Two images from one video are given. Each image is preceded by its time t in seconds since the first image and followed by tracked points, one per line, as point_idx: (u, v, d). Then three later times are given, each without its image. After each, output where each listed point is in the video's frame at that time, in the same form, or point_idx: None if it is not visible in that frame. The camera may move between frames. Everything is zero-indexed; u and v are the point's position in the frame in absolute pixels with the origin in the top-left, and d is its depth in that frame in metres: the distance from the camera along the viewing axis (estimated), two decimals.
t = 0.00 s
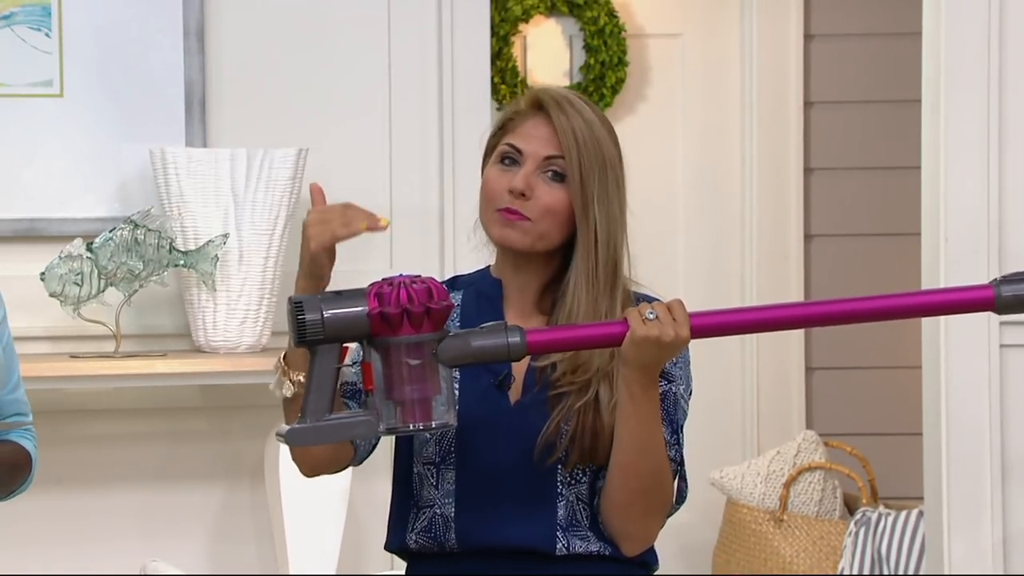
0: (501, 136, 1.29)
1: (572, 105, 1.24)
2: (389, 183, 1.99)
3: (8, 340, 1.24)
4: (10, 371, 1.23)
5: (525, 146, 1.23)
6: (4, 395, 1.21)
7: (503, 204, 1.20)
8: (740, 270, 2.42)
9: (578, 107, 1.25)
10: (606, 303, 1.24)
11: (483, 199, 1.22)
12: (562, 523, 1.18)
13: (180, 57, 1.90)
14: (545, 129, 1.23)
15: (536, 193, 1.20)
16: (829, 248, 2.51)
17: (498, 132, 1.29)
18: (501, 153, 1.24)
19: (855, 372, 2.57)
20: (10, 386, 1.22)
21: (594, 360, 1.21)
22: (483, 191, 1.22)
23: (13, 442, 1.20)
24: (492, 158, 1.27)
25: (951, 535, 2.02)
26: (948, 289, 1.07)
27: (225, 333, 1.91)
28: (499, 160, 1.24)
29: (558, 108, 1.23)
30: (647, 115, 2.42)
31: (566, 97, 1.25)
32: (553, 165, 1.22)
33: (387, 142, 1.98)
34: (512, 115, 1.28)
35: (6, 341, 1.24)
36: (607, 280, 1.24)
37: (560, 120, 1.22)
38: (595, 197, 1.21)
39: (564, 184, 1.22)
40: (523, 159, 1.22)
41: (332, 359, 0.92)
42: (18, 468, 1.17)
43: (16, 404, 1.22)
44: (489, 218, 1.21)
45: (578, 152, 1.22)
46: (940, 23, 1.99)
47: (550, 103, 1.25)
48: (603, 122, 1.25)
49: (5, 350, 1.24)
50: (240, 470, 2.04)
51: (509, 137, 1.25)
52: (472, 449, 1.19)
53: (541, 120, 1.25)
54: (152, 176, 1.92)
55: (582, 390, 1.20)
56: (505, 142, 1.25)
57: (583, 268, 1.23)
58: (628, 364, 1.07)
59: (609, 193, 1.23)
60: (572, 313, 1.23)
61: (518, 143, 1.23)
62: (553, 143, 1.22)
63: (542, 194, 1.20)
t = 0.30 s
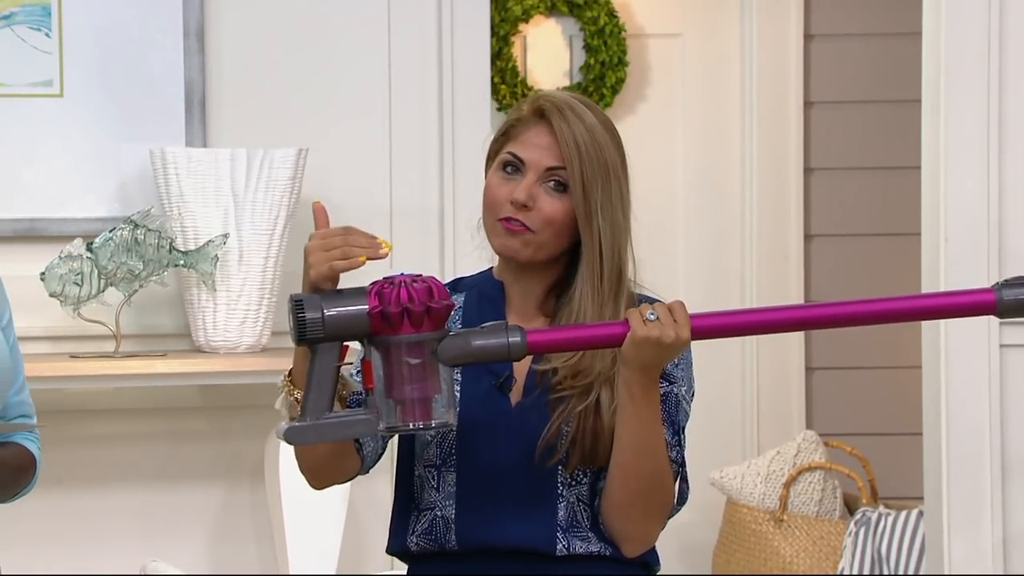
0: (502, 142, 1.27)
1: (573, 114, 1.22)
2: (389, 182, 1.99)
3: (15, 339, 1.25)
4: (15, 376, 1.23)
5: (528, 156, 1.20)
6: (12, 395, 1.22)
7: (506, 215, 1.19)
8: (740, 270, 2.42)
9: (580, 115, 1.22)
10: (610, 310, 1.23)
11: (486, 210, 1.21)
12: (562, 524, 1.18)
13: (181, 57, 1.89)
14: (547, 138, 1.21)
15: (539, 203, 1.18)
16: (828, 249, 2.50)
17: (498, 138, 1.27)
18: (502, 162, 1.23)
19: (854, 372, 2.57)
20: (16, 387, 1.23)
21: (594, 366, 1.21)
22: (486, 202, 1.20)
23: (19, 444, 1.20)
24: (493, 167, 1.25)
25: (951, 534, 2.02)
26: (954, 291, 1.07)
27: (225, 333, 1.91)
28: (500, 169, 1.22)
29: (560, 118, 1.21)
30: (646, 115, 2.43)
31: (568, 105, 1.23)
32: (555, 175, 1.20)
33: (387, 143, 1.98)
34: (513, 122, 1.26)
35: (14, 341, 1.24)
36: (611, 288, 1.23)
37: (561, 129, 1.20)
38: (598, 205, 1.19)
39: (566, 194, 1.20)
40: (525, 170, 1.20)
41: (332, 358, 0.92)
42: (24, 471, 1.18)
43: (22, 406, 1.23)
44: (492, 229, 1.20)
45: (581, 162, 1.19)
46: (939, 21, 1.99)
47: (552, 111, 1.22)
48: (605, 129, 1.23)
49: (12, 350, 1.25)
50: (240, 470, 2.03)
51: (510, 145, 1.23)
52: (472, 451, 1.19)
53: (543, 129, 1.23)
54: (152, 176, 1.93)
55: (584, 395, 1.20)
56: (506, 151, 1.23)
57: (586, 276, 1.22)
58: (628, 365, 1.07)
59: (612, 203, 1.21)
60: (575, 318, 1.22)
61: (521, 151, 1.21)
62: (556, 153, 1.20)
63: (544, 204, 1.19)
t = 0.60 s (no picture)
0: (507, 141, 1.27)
1: (576, 112, 1.22)
2: (389, 182, 1.99)
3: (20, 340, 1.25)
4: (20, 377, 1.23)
5: (531, 155, 1.21)
6: (16, 397, 1.22)
7: (506, 215, 1.19)
8: (740, 270, 2.44)
9: (582, 114, 1.22)
10: (610, 311, 1.23)
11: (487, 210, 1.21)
12: (562, 525, 1.18)
13: (180, 57, 1.90)
14: (549, 138, 1.21)
15: (538, 203, 1.18)
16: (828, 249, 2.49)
17: (503, 138, 1.28)
18: (505, 161, 1.23)
19: (854, 371, 2.57)
20: (21, 388, 1.23)
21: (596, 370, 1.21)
22: (488, 201, 1.21)
23: (22, 446, 1.20)
24: (497, 166, 1.25)
25: (952, 534, 2.01)
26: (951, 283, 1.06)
27: (225, 333, 1.91)
28: (504, 168, 1.22)
29: (562, 117, 1.21)
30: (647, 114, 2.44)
31: (571, 105, 1.22)
32: (556, 175, 1.20)
33: (387, 143, 1.99)
34: (517, 121, 1.26)
35: (18, 342, 1.25)
36: (612, 289, 1.23)
37: (562, 128, 1.20)
38: (598, 206, 1.19)
39: (566, 194, 1.20)
40: (527, 169, 1.21)
41: (332, 367, 0.92)
42: (28, 472, 1.18)
43: (26, 408, 1.23)
44: (492, 228, 1.20)
45: (581, 162, 1.19)
46: (939, 20, 1.99)
47: (555, 111, 1.22)
48: (608, 129, 1.23)
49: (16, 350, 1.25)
50: (240, 470, 2.03)
51: (514, 145, 1.23)
52: (473, 451, 1.19)
53: (546, 128, 1.23)
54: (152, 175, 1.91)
55: (585, 399, 1.20)
56: (509, 150, 1.23)
57: (585, 275, 1.21)
58: (627, 365, 1.07)
59: (613, 204, 1.21)
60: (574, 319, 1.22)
61: (523, 151, 1.22)
62: (557, 153, 1.20)
63: (544, 203, 1.18)
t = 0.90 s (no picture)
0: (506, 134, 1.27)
1: (572, 102, 1.22)
2: (389, 182, 1.99)
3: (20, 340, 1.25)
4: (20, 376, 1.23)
5: (524, 140, 1.20)
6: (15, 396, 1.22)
7: (497, 197, 1.18)
8: (740, 270, 2.45)
9: (580, 105, 1.22)
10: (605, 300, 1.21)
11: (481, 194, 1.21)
12: (563, 523, 1.18)
13: (180, 57, 1.90)
14: (544, 125, 1.21)
15: (530, 186, 1.17)
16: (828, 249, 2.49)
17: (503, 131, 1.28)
18: (501, 149, 1.23)
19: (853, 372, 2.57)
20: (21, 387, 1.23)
21: (598, 371, 1.20)
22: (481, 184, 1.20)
23: (23, 445, 1.20)
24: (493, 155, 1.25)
25: (952, 534, 2.01)
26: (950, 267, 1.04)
27: (225, 334, 1.91)
28: (499, 156, 1.22)
29: (558, 104, 1.21)
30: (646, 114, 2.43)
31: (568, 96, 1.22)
32: (549, 160, 1.19)
33: (387, 143, 1.99)
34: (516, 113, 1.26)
35: (18, 342, 1.24)
36: (606, 277, 1.21)
37: (557, 114, 1.20)
38: (591, 191, 1.18)
39: (559, 179, 1.19)
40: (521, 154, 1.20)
41: (333, 375, 0.89)
42: (28, 470, 1.18)
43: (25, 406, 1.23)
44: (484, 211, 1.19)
45: (575, 149, 1.19)
46: (940, 20, 1.99)
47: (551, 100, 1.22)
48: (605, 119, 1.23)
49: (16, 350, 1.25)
50: (240, 470, 2.03)
51: (509, 133, 1.23)
52: (474, 446, 1.19)
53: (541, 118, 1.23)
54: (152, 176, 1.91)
55: (587, 401, 1.20)
56: (505, 138, 1.23)
57: (575, 262, 1.19)
58: (629, 363, 1.07)
59: (608, 192, 1.20)
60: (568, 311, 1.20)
61: (518, 138, 1.21)
62: (552, 138, 1.20)
63: (537, 187, 1.18)
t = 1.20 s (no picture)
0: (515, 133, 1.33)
1: (581, 112, 1.27)
2: (389, 181, 1.98)
3: (16, 338, 1.25)
4: (17, 373, 1.23)
5: (532, 150, 1.26)
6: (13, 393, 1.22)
7: (504, 208, 1.25)
8: (740, 269, 2.40)
9: (588, 114, 1.27)
10: (607, 309, 1.29)
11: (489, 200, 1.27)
12: (560, 529, 1.23)
13: (180, 58, 1.89)
14: (552, 136, 1.26)
15: (536, 199, 1.24)
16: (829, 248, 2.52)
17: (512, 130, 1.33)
18: (510, 154, 1.29)
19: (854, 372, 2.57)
20: (18, 384, 1.23)
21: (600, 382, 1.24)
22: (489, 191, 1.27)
23: (19, 440, 1.21)
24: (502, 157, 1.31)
25: (951, 534, 2.02)
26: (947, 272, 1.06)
27: (225, 333, 1.94)
28: (507, 161, 1.28)
29: (566, 114, 1.27)
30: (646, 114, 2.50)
31: (577, 104, 1.27)
32: (557, 173, 1.25)
33: (388, 144, 1.97)
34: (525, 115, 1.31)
35: (14, 340, 1.24)
36: (608, 287, 1.29)
37: (565, 126, 1.26)
38: (596, 206, 1.25)
39: (565, 192, 1.26)
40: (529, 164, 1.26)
41: (335, 394, 0.93)
42: (25, 467, 1.18)
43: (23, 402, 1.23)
44: (491, 218, 1.26)
45: (583, 163, 1.25)
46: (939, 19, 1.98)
47: (560, 108, 1.28)
48: (615, 128, 1.28)
49: (13, 348, 1.25)
50: (240, 470, 2.03)
51: (518, 139, 1.29)
52: (472, 452, 1.24)
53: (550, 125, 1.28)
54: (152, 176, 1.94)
55: (587, 409, 1.24)
56: (515, 144, 1.28)
57: (582, 277, 1.28)
58: (631, 375, 1.10)
59: (613, 204, 1.26)
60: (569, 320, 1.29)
61: (527, 146, 1.27)
62: (559, 149, 1.26)
63: (543, 200, 1.24)
